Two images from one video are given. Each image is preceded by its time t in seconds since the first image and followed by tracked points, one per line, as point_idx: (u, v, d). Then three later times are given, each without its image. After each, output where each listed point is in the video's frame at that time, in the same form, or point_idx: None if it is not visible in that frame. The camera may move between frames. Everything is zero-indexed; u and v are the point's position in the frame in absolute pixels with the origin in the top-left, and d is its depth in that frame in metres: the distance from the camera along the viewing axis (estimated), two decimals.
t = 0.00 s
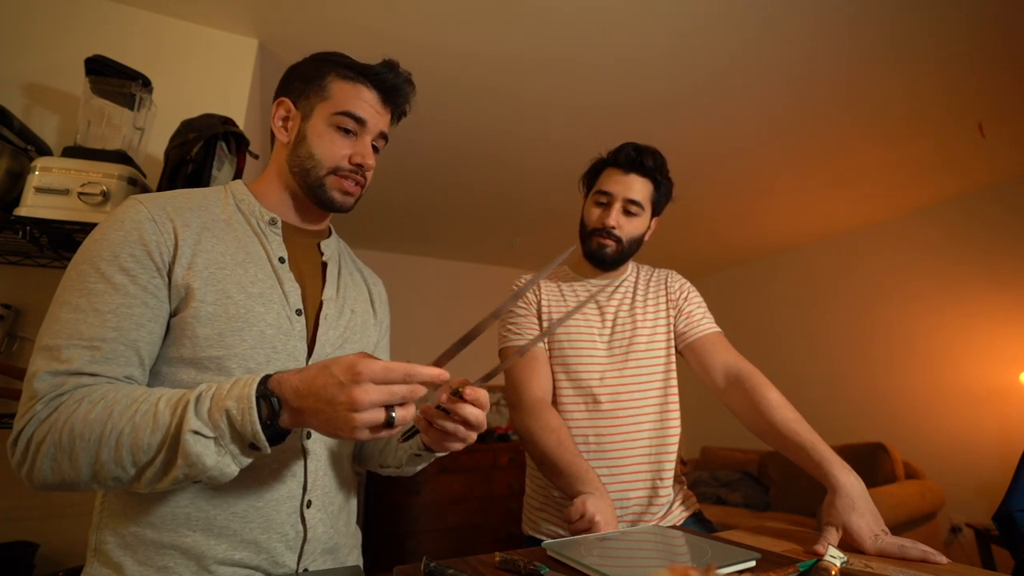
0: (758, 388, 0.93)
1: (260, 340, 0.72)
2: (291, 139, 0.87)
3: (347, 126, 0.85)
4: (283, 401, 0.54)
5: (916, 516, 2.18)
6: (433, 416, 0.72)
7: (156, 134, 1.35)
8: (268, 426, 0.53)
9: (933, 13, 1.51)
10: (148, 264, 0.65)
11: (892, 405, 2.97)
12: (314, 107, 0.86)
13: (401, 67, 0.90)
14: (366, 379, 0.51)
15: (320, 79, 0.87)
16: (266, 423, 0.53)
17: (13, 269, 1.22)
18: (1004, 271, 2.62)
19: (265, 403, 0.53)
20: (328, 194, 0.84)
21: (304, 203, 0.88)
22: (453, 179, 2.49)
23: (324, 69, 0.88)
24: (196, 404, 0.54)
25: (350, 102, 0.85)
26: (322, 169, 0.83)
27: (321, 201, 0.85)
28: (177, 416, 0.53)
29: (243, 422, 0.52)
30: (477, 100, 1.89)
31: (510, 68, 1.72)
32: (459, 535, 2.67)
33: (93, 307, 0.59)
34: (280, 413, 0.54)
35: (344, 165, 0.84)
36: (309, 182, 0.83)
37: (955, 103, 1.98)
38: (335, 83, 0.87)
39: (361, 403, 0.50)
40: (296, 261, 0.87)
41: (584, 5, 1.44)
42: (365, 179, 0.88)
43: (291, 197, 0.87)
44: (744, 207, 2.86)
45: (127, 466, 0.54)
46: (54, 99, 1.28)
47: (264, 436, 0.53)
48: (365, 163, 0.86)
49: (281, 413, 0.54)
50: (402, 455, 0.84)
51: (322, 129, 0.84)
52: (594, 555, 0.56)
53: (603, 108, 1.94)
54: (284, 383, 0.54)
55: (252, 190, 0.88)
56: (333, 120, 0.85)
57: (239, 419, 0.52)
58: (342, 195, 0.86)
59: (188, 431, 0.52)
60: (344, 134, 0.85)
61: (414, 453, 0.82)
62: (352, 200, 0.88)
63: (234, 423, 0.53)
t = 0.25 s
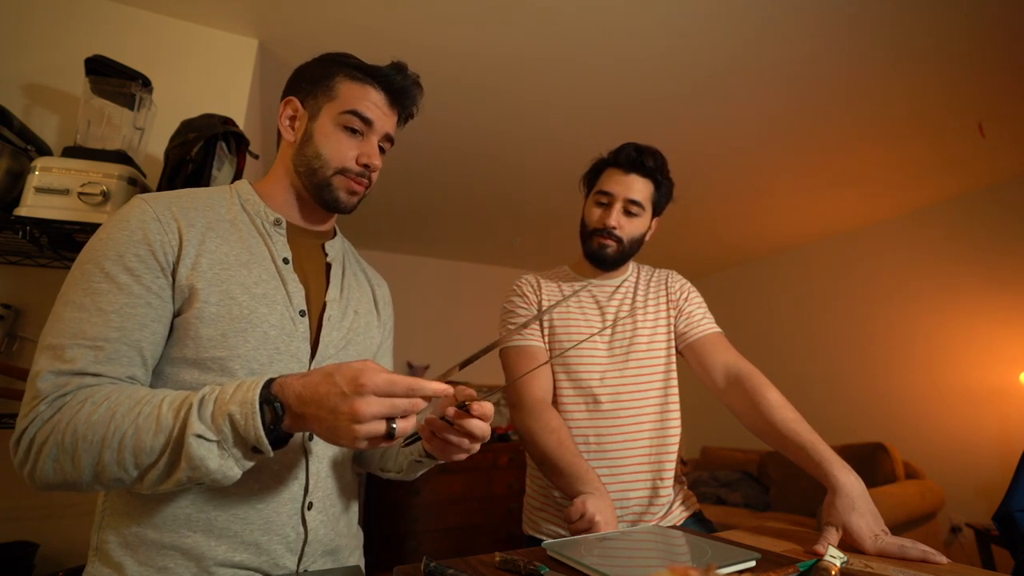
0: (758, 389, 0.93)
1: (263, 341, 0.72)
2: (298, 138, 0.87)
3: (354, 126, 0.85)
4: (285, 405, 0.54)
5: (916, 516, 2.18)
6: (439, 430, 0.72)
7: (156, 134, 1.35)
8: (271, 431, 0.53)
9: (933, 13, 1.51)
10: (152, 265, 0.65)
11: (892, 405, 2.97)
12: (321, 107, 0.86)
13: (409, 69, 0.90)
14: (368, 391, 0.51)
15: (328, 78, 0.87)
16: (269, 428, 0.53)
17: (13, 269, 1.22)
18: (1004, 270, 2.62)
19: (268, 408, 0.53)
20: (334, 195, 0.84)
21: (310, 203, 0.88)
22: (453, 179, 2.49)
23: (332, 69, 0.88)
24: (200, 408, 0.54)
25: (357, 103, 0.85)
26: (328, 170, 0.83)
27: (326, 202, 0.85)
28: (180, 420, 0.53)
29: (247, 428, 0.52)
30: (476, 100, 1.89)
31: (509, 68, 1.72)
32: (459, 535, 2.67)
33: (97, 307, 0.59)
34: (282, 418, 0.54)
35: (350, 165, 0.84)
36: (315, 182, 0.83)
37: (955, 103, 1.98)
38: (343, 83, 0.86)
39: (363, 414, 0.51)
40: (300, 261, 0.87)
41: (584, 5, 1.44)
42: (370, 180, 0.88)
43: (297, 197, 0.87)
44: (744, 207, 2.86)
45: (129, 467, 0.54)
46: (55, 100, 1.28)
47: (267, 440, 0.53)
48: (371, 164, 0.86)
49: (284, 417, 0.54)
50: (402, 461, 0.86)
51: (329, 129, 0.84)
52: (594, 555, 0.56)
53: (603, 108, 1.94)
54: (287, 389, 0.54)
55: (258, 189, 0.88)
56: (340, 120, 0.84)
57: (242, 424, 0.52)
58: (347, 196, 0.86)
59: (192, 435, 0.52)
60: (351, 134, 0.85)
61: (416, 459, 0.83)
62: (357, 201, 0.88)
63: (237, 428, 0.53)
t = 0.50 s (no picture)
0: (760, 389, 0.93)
1: (265, 341, 0.73)
2: (297, 140, 0.87)
3: (352, 127, 0.85)
4: (295, 431, 0.53)
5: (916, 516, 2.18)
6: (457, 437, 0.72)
7: (156, 134, 1.35)
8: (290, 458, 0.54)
9: (932, 13, 1.52)
10: (158, 264, 0.66)
11: (892, 405, 2.97)
12: (320, 108, 0.86)
13: (408, 66, 0.90)
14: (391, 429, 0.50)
15: (327, 79, 0.87)
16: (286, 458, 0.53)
17: (13, 269, 1.22)
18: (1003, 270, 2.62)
19: (280, 441, 0.52)
20: (333, 196, 0.84)
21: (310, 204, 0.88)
22: (452, 179, 2.49)
23: (331, 69, 0.88)
24: (213, 437, 0.52)
25: (355, 103, 0.85)
26: (327, 171, 0.83)
27: (325, 203, 0.85)
28: (194, 446, 0.52)
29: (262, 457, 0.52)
30: (477, 100, 1.89)
31: (510, 68, 1.72)
32: (459, 535, 2.67)
33: (105, 306, 0.59)
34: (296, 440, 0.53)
35: (349, 166, 0.84)
36: (314, 184, 0.83)
37: (955, 103, 1.99)
38: (341, 84, 0.86)
39: (390, 444, 0.52)
40: (302, 262, 0.87)
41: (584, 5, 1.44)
42: (370, 180, 0.87)
43: (297, 199, 0.87)
44: (744, 207, 2.86)
45: (137, 474, 0.53)
46: (55, 100, 1.28)
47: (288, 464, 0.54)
48: (370, 164, 0.85)
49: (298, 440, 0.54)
50: (406, 456, 0.85)
51: (327, 130, 0.84)
52: (595, 555, 0.56)
53: (603, 108, 1.94)
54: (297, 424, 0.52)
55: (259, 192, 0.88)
56: (338, 122, 0.84)
57: (257, 452, 0.52)
58: (346, 197, 0.85)
59: (216, 463, 0.52)
60: (349, 135, 0.85)
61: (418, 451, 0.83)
62: (356, 202, 0.88)
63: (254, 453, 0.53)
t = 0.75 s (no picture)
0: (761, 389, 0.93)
1: (268, 342, 0.73)
2: (298, 140, 0.87)
3: (351, 132, 0.85)
4: (309, 458, 0.55)
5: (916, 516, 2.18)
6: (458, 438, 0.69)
7: (156, 134, 1.35)
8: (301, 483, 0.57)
9: (932, 13, 1.52)
10: (163, 264, 0.66)
11: (892, 405, 2.97)
12: (322, 111, 0.86)
13: (414, 73, 0.89)
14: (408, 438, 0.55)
15: (331, 82, 0.87)
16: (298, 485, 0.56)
17: (13, 269, 1.22)
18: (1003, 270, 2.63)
19: (294, 472, 0.54)
20: (328, 200, 0.84)
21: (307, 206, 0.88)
22: (452, 179, 2.49)
23: (336, 73, 0.87)
24: (226, 464, 0.53)
25: (357, 109, 0.85)
26: (323, 175, 0.83)
27: (320, 206, 0.85)
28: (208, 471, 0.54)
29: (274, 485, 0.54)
30: (477, 100, 1.89)
31: (510, 68, 1.72)
32: (459, 535, 2.67)
33: (112, 307, 0.59)
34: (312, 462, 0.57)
35: (346, 172, 0.84)
36: (309, 186, 0.84)
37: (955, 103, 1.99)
38: (345, 88, 0.86)
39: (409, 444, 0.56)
40: (303, 262, 0.87)
41: (584, 5, 1.44)
42: (366, 186, 0.87)
43: (294, 200, 0.87)
44: (744, 207, 2.85)
45: (146, 483, 0.54)
46: (55, 99, 1.28)
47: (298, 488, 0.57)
48: (367, 170, 0.85)
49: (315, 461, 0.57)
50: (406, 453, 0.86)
51: (327, 134, 0.84)
52: (595, 555, 0.56)
53: (603, 108, 1.94)
54: (317, 453, 0.55)
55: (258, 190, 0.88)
56: (338, 126, 0.84)
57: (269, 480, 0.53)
58: (341, 201, 0.86)
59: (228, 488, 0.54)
60: (348, 140, 0.85)
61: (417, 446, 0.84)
62: (352, 206, 0.88)
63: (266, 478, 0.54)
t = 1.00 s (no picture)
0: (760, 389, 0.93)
1: (267, 342, 0.73)
2: (299, 140, 0.87)
3: (353, 132, 0.85)
4: (310, 464, 0.55)
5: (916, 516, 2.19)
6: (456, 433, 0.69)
7: (156, 134, 1.35)
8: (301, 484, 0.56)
9: (932, 13, 1.52)
10: (164, 263, 0.66)
11: (892, 405, 2.97)
12: (323, 111, 0.86)
13: (415, 73, 0.89)
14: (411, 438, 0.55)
15: (332, 82, 0.87)
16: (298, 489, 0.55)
17: (13, 269, 1.22)
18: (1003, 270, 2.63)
19: (296, 472, 0.54)
20: (329, 200, 0.84)
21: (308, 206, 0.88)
22: (452, 179, 2.49)
23: (336, 73, 0.87)
24: (229, 465, 0.53)
25: (358, 109, 0.85)
26: (325, 174, 0.83)
27: (322, 206, 0.85)
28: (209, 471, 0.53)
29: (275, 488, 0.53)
30: (477, 100, 1.89)
31: (510, 68, 1.72)
32: (459, 535, 2.67)
33: (114, 305, 0.59)
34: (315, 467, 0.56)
35: (347, 172, 0.84)
36: (311, 186, 0.84)
37: (954, 103, 1.99)
38: (346, 88, 0.86)
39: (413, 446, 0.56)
40: (303, 262, 0.87)
41: (584, 6, 1.44)
42: (368, 186, 0.87)
43: (296, 200, 0.87)
44: (744, 207, 2.86)
45: (147, 483, 0.54)
46: (55, 99, 1.28)
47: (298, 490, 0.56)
48: (369, 171, 0.85)
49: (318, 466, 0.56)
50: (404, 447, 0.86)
51: (328, 134, 0.84)
52: (595, 555, 0.56)
53: (603, 109, 1.94)
54: (319, 458, 0.55)
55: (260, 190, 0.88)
56: (339, 126, 0.84)
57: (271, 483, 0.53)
58: (343, 201, 0.85)
59: (231, 489, 0.53)
60: (349, 141, 0.85)
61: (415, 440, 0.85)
62: (353, 206, 0.88)
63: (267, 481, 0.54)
